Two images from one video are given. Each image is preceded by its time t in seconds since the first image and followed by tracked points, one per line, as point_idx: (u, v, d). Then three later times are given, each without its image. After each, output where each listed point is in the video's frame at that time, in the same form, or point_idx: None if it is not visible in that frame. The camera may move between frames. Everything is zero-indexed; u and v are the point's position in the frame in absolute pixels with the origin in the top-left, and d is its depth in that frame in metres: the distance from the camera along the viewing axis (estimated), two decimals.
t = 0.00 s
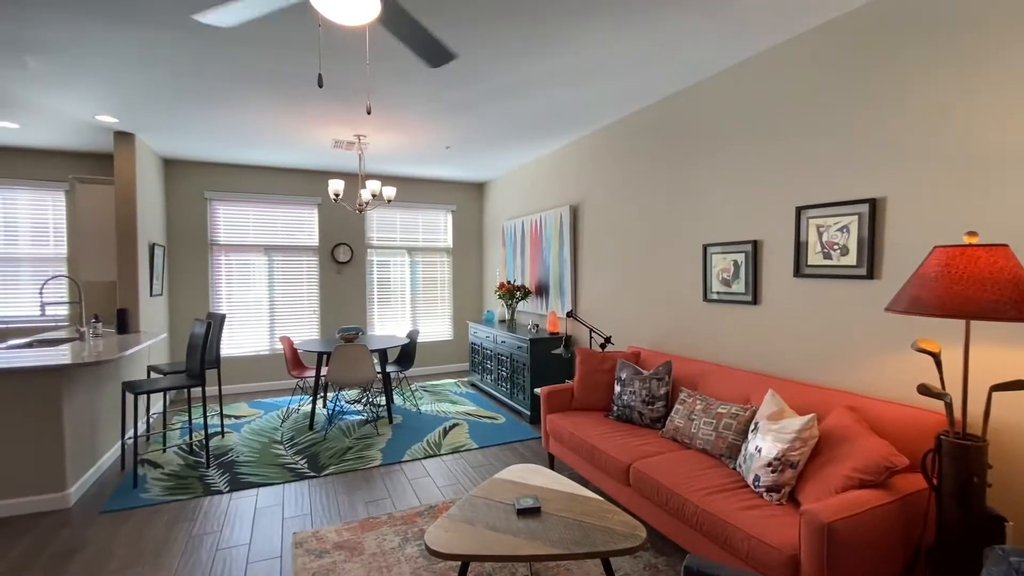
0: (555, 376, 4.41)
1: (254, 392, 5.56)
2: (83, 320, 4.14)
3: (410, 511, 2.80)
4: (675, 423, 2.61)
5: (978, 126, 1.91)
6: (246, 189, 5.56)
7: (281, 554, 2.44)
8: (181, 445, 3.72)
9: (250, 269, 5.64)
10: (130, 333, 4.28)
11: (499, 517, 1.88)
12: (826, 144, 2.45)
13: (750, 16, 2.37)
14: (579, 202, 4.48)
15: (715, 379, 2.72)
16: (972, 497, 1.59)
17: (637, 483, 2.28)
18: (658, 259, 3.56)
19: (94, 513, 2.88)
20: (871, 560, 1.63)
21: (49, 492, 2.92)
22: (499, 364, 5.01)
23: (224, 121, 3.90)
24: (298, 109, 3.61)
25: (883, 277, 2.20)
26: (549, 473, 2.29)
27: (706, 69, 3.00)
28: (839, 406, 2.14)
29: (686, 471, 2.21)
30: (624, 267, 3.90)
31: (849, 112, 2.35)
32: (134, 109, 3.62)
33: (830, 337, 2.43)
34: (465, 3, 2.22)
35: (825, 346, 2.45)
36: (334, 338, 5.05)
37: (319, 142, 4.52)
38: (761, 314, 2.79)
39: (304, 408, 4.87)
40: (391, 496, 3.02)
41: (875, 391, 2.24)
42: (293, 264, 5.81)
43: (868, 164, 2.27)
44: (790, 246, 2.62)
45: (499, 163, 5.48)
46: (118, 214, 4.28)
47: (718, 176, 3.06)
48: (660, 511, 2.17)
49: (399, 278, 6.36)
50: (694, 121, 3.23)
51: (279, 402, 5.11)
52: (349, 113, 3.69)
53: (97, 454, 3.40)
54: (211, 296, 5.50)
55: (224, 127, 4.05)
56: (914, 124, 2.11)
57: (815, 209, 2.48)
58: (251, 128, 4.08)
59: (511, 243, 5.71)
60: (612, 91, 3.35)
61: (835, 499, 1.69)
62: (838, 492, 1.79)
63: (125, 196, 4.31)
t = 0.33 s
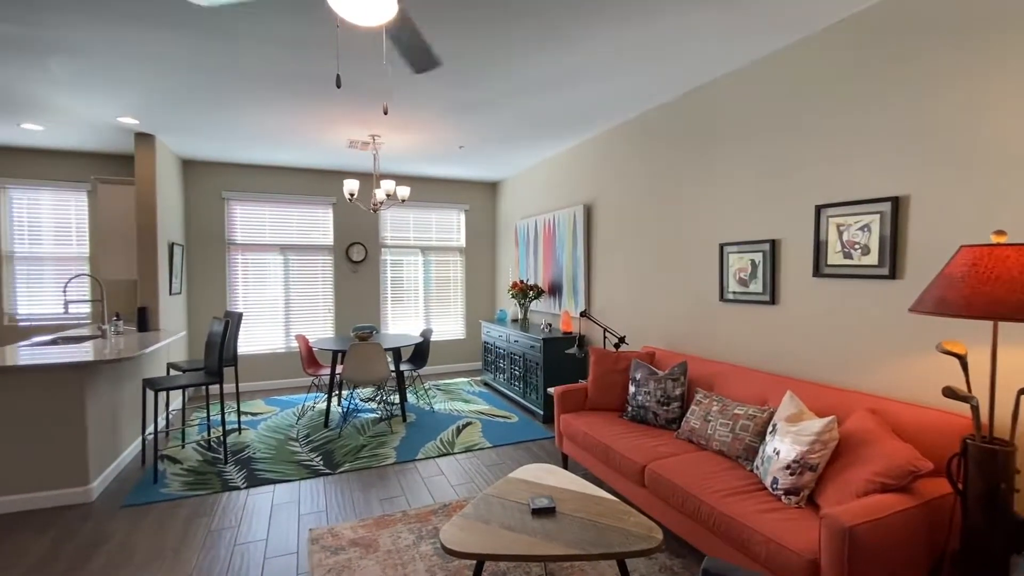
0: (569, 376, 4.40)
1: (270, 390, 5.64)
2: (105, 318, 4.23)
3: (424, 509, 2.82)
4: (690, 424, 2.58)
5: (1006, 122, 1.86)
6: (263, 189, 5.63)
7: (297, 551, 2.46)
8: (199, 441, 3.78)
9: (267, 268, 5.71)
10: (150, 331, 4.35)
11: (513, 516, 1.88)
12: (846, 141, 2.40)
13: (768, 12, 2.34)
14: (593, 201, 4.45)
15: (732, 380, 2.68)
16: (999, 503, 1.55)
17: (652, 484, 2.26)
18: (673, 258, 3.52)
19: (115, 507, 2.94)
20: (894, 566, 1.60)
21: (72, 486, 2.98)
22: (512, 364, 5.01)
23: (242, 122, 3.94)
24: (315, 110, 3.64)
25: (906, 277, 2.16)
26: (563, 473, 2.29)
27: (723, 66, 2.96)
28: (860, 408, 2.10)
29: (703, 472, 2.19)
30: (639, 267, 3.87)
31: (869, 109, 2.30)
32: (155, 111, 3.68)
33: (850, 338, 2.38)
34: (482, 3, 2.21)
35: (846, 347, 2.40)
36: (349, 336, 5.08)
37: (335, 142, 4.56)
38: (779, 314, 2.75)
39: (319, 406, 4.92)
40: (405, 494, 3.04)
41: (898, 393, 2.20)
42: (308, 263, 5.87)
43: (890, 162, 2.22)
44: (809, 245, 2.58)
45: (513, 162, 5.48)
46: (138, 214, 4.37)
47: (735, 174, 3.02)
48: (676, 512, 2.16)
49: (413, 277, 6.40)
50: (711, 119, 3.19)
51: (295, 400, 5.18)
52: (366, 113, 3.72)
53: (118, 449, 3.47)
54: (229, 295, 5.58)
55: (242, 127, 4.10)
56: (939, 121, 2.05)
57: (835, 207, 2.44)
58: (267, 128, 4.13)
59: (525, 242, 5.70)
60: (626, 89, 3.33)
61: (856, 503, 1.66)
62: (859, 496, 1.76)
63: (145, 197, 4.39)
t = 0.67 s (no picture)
0: (584, 376, 4.38)
1: (288, 387, 5.71)
2: (128, 315, 4.32)
3: (440, 507, 2.83)
4: (708, 425, 2.55)
5: None
6: (280, 189, 5.70)
7: (315, 547, 2.49)
8: (219, 437, 3.84)
9: (284, 267, 5.78)
10: (171, 329, 4.44)
11: (530, 516, 1.87)
12: (870, 138, 2.35)
13: (788, 8, 2.30)
14: (608, 200, 4.43)
15: (751, 381, 2.65)
16: None
17: (670, 485, 2.24)
18: (690, 257, 3.49)
19: (139, 501, 3.00)
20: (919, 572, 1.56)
21: (96, 481, 3.06)
22: (527, 363, 5.01)
23: (261, 123, 3.99)
24: (332, 110, 3.67)
25: (932, 277, 2.10)
26: (579, 473, 2.28)
27: (742, 63, 2.91)
28: (884, 411, 2.05)
29: (721, 474, 2.16)
30: (655, 266, 3.84)
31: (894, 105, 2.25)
32: (176, 113, 3.75)
33: (874, 339, 2.33)
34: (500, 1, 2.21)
35: (869, 349, 2.35)
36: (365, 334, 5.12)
37: (351, 142, 4.60)
38: (799, 315, 2.70)
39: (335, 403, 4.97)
40: (421, 492, 3.05)
41: (924, 396, 2.14)
42: (325, 262, 5.93)
43: (916, 159, 2.16)
44: (831, 244, 2.53)
45: (528, 161, 5.46)
46: (160, 214, 4.46)
47: (754, 172, 2.98)
48: (693, 514, 2.14)
49: (427, 276, 6.43)
50: (729, 116, 3.15)
51: (312, 397, 5.24)
52: (382, 113, 3.74)
53: (141, 444, 3.55)
54: (247, 294, 5.66)
55: (260, 128, 4.15)
56: (967, 117, 1.99)
57: (858, 206, 2.39)
58: (285, 129, 4.17)
59: (539, 242, 5.69)
60: (643, 87, 3.30)
61: (880, 508, 1.63)
62: (883, 501, 1.72)
63: (167, 197, 4.47)
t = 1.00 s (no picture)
0: (601, 376, 4.35)
1: (306, 384, 5.79)
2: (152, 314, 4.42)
3: (457, 505, 2.84)
4: (729, 427, 2.52)
5: None
6: (299, 189, 5.77)
7: (334, 543, 2.52)
8: (240, 434, 3.91)
9: (303, 267, 5.86)
10: (194, 327, 4.53)
11: (548, 516, 1.87)
12: (897, 134, 2.28)
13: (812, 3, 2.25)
14: (626, 198, 4.40)
15: (773, 383, 2.60)
16: None
17: (690, 488, 2.22)
18: (709, 256, 3.44)
19: (163, 495, 3.07)
20: None
21: (122, 475, 3.13)
22: (543, 363, 5.00)
23: (282, 124, 4.05)
24: (351, 111, 3.70)
25: (963, 277, 2.04)
26: (597, 474, 2.27)
27: (764, 59, 2.86)
28: (912, 415, 2.00)
29: (742, 477, 2.13)
30: (673, 266, 3.80)
31: (923, 100, 2.18)
32: (199, 115, 3.83)
33: (902, 341, 2.27)
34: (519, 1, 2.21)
35: (897, 351, 2.30)
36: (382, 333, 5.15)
37: (369, 143, 4.64)
38: (823, 315, 2.65)
39: (353, 401, 5.02)
40: (438, 490, 3.07)
41: (954, 399, 2.08)
42: (343, 261, 6.00)
43: (947, 155, 2.10)
44: (857, 244, 2.47)
45: (544, 160, 5.45)
46: (183, 214, 4.55)
47: (776, 170, 2.92)
48: (714, 517, 2.11)
49: (444, 276, 6.45)
50: (750, 113, 3.10)
51: (330, 394, 5.30)
52: (400, 113, 3.76)
53: (166, 439, 3.63)
54: (267, 292, 5.75)
55: (280, 129, 4.21)
56: (1001, 112, 1.93)
57: (885, 204, 2.33)
58: (305, 130, 4.23)
59: (555, 241, 5.67)
60: (661, 85, 3.27)
61: (909, 514, 1.59)
62: (912, 507, 1.68)
63: (189, 198, 4.56)
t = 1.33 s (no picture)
0: (619, 377, 4.32)
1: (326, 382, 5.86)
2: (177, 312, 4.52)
3: (475, 504, 2.85)
4: (751, 429, 2.48)
5: None
6: (319, 190, 5.85)
7: (354, 539, 2.54)
8: (262, 430, 3.98)
9: (322, 266, 5.94)
10: (217, 325, 4.62)
11: (567, 517, 1.86)
12: (929, 130, 2.21)
13: None
14: (644, 197, 4.35)
15: (797, 385, 2.55)
16: None
17: (711, 490, 2.19)
18: (731, 256, 3.39)
19: (188, 489, 3.14)
20: None
21: (149, 469, 3.21)
22: (560, 362, 4.98)
23: (303, 125, 4.11)
24: (370, 112, 3.74)
25: (998, 277, 1.98)
26: (616, 476, 2.25)
27: (787, 55, 2.80)
28: (943, 419, 1.94)
29: (766, 481, 2.09)
30: (693, 266, 3.75)
31: (956, 95, 2.11)
32: (223, 117, 3.90)
33: (933, 343, 2.20)
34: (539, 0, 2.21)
35: (928, 353, 2.23)
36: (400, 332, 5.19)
37: (388, 143, 4.67)
38: (849, 316, 2.59)
39: (372, 399, 5.07)
40: (456, 489, 3.08)
41: (989, 403, 2.02)
42: (362, 260, 6.06)
43: (981, 151, 2.03)
44: (885, 243, 2.41)
45: (561, 159, 5.43)
46: (207, 214, 4.64)
47: (799, 168, 2.87)
48: (737, 521, 2.08)
49: (461, 275, 6.48)
50: (773, 110, 3.04)
51: (349, 392, 5.36)
52: (419, 114, 3.78)
53: (190, 435, 3.71)
54: (288, 291, 5.84)
55: (301, 130, 4.27)
56: None
57: (914, 202, 2.26)
58: (325, 131, 4.28)
59: (573, 240, 5.65)
60: (682, 83, 3.23)
61: (940, 521, 1.54)
62: (944, 514, 1.63)
63: (213, 199, 4.65)
